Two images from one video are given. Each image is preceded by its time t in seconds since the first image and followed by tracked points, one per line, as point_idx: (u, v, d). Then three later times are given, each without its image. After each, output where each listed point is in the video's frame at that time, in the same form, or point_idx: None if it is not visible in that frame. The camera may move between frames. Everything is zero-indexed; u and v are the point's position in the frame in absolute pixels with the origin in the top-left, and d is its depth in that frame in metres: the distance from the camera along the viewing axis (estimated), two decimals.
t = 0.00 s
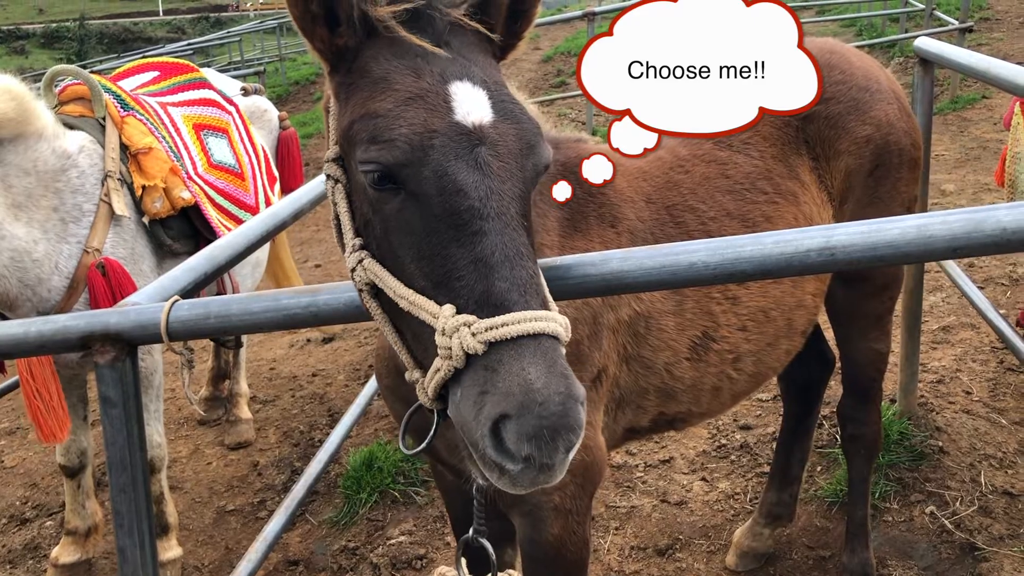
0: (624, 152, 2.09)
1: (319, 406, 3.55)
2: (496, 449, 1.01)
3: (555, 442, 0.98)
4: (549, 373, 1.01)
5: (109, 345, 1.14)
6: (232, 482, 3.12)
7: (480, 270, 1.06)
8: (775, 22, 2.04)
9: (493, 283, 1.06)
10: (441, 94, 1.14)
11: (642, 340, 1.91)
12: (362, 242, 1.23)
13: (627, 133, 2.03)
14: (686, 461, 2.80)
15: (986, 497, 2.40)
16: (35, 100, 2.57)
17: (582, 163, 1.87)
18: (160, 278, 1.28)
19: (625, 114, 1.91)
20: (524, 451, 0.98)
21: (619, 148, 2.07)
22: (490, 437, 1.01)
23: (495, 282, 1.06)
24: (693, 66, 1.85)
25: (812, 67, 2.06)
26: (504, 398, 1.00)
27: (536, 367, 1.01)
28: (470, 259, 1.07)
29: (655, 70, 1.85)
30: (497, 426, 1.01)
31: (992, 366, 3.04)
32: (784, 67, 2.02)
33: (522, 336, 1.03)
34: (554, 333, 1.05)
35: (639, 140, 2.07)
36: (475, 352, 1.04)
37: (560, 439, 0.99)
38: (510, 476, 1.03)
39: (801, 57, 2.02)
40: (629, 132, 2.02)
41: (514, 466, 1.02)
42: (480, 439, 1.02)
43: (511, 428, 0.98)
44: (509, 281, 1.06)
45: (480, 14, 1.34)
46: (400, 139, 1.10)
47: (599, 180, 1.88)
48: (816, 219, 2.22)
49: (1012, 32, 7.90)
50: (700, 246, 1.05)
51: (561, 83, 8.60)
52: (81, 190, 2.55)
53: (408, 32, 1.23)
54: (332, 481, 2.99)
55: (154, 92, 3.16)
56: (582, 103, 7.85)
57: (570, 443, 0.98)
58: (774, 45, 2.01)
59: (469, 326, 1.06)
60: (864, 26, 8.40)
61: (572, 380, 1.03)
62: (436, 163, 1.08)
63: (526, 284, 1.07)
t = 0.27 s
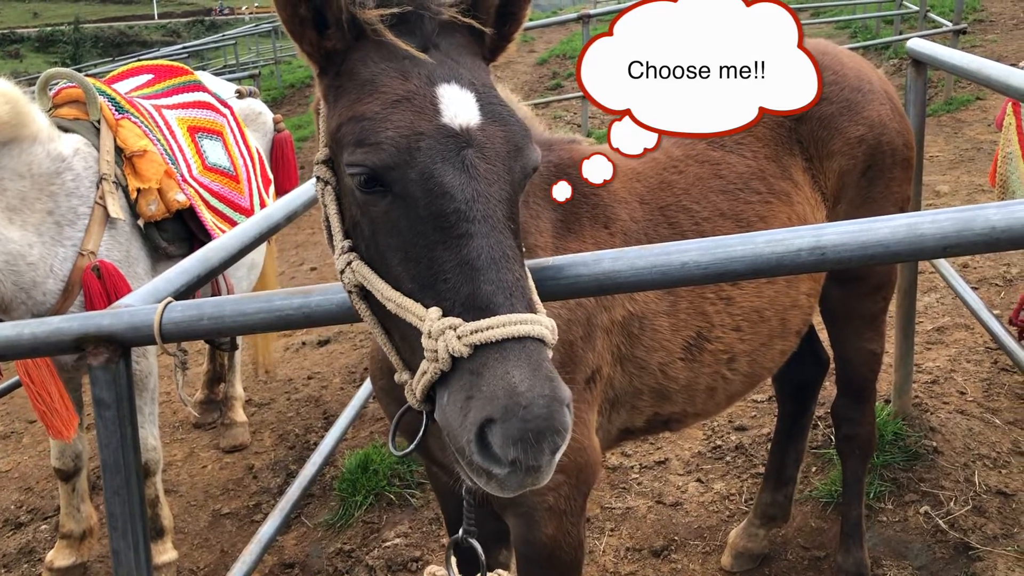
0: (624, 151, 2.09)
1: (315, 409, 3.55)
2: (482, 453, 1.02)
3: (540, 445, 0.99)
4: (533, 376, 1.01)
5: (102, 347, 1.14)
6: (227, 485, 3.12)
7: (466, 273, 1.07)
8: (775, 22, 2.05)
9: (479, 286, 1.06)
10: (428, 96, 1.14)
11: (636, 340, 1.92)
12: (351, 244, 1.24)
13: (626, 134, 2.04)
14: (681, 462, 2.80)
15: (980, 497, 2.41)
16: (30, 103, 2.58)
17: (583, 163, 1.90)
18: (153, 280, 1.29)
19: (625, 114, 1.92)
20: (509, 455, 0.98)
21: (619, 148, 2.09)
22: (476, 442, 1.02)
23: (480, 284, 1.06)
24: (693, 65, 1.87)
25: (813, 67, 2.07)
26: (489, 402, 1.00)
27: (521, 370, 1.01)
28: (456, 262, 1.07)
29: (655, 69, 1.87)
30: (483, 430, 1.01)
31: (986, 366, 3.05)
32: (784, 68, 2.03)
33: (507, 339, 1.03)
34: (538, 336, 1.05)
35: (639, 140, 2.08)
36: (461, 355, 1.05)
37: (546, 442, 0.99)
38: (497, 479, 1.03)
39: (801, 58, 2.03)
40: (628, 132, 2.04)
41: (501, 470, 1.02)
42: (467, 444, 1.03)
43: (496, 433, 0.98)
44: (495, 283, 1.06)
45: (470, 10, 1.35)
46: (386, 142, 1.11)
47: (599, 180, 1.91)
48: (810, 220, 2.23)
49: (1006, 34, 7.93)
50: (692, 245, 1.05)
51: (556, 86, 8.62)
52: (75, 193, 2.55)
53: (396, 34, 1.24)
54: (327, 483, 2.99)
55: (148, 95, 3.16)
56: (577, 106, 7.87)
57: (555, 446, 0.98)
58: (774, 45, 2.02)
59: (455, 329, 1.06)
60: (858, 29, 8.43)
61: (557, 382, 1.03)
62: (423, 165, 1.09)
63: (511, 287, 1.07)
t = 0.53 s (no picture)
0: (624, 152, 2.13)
1: (307, 413, 3.56)
2: (465, 461, 1.03)
3: (522, 452, 1.00)
4: (514, 384, 1.02)
5: (93, 353, 1.14)
6: (220, 490, 3.12)
7: (448, 282, 1.07)
8: (776, 22, 2.07)
9: (461, 295, 1.07)
10: (411, 106, 1.15)
11: (625, 344, 1.93)
12: (336, 252, 1.24)
13: (626, 133, 2.08)
14: (673, 466, 2.81)
15: (969, 499, 2.42)
16: (21, 109, 2.57)
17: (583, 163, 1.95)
18: (144, 286, 1.29)
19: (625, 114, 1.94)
20: (491, 462, 0.99)
21: (619, 148, 2.13)
22: (458, 450, 1.03)
23: (462, 293, 1.07)
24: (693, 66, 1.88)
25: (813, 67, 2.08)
26: (471, 410, 1.01)
27: (502, 379, 1.02)
28: (438, 271, 1.08)
29: (655, 69, 1.88)
30: (465, 439, 1.02)
31: (976, 369, 3.07)
32: (785, 67, 2.04)
33: (489, 347, 1.05)
34: (520, 344, 1.06)
35: (639, 140, 2.12)
36: (443, 364, 1.06)
37: (527, 449, 1.00)
38: (480, 486, 1.04)
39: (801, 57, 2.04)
40: (628, 132, 2.08)
41: (484, 478, 1.04)
42: (450, 453, 1.04)
43: (478, 441, 1.00)
44: (477, 292, 1.07)
45: (455, 15, 1.36)
46: (369, 152, 1.12)
47: (599, 180, 1.96)
48: (797, 224, 2.25)
49: (995, 38, 7.98)
50: (679, 250, 1.06)
51: (550, 90, 8.64)
52: (67, 199, 2.54)
53: (379, 44, 1.25)
54: (320, 488, 3.00)
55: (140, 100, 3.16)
56: (570, 111, 7.90)
57: (537, 453, 1.00)
58: (775, 45, 2.03)
59: (437, 338, 1.07)
60: (850, 32, 8.48)
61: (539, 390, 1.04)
62: (405, 175, 1.09)
63: (493, 296, 1.08)
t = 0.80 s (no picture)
0: (624, 152, 2.17)
1: (296, 417, 3.55)
2: (441, 462, 1.03)
3: (498, 454, 1.00)
4: (491, 386, 1.02)
5: (77, 356, 1.14)
6: (207, 494, 3.11)
7: (426, 284, 1.08)
8: (775, 22, 2.11)
9: (439, 297, 1.07)
10: (390, 109, 1.16)
11: (611, 346, 1.93)
12: (316, 254, 1.24)
13: (628, 133, 2.13)
14: (661, 468, 2.82)
15: (955, 500, 2.44)
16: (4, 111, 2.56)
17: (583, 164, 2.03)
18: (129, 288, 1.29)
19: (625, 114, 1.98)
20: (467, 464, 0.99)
21: (619, 148, 2.16)
22: (435, 451, 1.03)
23: (439, 295, 1.07)
24: (693, 66, 1.93)
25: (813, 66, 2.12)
26: (447, 412, 1.02)
27: (479, 380, 1.02)
28: (416, 273, 1.08)
29: (655, 69, 1.93)
30: (442, 440, 1.02)
31: (962, 372, 3.09)
32: (785, 67, 2.08)
33: (466, 349, 1.05)
34: (497, 346, 1.06)
35: (639, 140, 2.16)
36: (420, 366, 1.06)
37: (503, 451, 1.00)
38: (457, 487, 1.05)
39: (801, 57, 2.07)
40: (629, 132, 2.12)
41: (461, 479, 1.04)
42: (426, 454, 1.04)
43: (453, 443, 1.00)
44: (454, 294, 1.07)
45: (435, 20, 1.35)
46: (347, 154, 1.12)
47: (599, 181, 2.04)
48: (782, 227, 2.26)
49: (982, 43, 8.04)
50: (663, 253, 1.06)
51: (540, 94, 8.65)
52: (52, 202, 2.54)
53: (357, 48, 1.24)
54: (308, 492, 2.99)
55: (127, 102, 3.15)
56: (559, 115, 7.91)
57: (513, 455, 1.00)
58: (775, 45, 2.07)
59: (415, 340, 1.07)
60: (838, 37, 8.53)
61: (516, 391, 1.04)
62: (383, 177, 1.10)
63: (471, 297, 1.08)
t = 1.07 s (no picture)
0: (624, 152, 2.21)
1: (280, 420, 3.54)
2: (412, 466, 1.04)
3: (468, 458, 1.01)
4: (461, 390, 1.02)
5: (53, 358, 1.12)
6: (190, 498, 3.09)
7: (397, 287, 1.08)
8: (775, 21, 2.16)
9: (409, 300, 1.07)
10: (363, 111, 1.16)
11: (592, 349, 1.94)
12: (290, 257, 1.24)
13: (629, 132, 2.18)
14: (645, 471, 2.82)
15: (937, 502, 2.45)
16: None
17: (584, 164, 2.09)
18: (108, 291, 1.27)
19: (625, 114, 2.05)
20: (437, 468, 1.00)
21: (619, 148, 2.21)
22: (406, 455, 1.04)
23: (410, 298, 1.07)
24: (692, 66, 2.02)
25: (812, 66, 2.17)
26: (417, 417, 1.02)
27: (449, 385, 1.03)
28: (387, 276, 1.08)
29: (655, 69, 2.01)
30: (412, 444, 1.03)
31: (944, 374, 3.11)
32: (785, 67, 2.14)
33: (436, 353, 1.05)
34: (468, 350, 1.06)
35: (639, 140, 2.20)
36: (391, 370, 1.06)
37: (473, 455, 1.01)
38: (427, 490, 1.05)
39: (801, 57, 2.12)
40: (630, 131, 2.18)
41: (432, 483, 1.05)
42: (397, 458, 1.05)
43: (423, 447, 1.01)
44: (425, 298, 1.07)
45: (411, 22, 1.36)
46: (318, 157, 1.12)
47: (599, 180, 2.09)
48: (763, 230, 2.27)
49: (965, 48, 8.11)
50: (641, 256, 1.06)
51: (526, 97, 8.66)
52: (31, 204, 2.52)
53: (332, 49, 1.25)
54: (291, 495, 2.98)
55: (109, 104, 3.13)
56: (546, 118, 7.92)
57: (483, 459, 1.01)
58: (775, 45, 2.13)
59: (386, 344, 1.07)
60: (823, 41, 8.59)
61: (487, 395, 1.05)
62: (354, 179, 1.10)
63: (442, 301, 1.08)
